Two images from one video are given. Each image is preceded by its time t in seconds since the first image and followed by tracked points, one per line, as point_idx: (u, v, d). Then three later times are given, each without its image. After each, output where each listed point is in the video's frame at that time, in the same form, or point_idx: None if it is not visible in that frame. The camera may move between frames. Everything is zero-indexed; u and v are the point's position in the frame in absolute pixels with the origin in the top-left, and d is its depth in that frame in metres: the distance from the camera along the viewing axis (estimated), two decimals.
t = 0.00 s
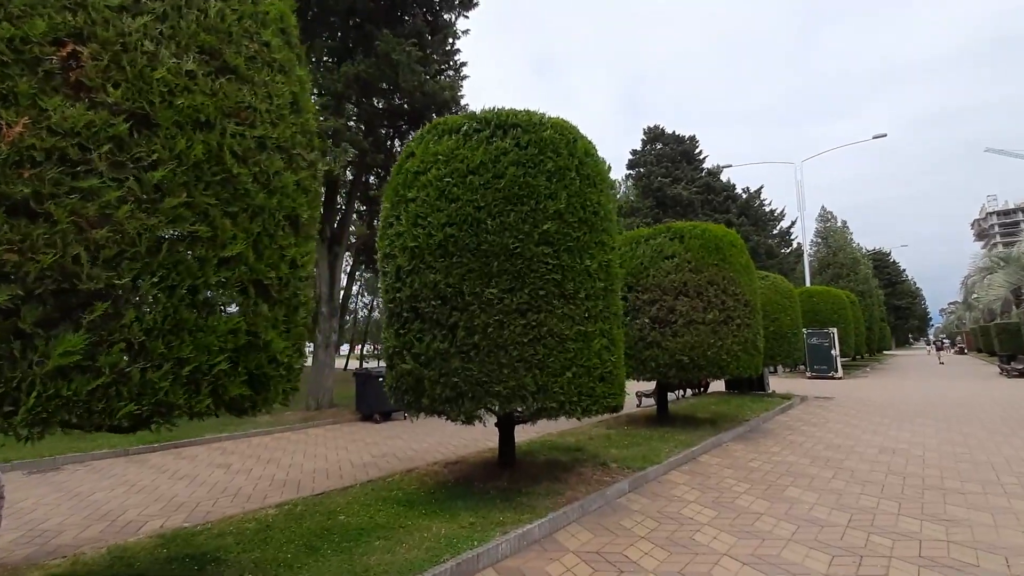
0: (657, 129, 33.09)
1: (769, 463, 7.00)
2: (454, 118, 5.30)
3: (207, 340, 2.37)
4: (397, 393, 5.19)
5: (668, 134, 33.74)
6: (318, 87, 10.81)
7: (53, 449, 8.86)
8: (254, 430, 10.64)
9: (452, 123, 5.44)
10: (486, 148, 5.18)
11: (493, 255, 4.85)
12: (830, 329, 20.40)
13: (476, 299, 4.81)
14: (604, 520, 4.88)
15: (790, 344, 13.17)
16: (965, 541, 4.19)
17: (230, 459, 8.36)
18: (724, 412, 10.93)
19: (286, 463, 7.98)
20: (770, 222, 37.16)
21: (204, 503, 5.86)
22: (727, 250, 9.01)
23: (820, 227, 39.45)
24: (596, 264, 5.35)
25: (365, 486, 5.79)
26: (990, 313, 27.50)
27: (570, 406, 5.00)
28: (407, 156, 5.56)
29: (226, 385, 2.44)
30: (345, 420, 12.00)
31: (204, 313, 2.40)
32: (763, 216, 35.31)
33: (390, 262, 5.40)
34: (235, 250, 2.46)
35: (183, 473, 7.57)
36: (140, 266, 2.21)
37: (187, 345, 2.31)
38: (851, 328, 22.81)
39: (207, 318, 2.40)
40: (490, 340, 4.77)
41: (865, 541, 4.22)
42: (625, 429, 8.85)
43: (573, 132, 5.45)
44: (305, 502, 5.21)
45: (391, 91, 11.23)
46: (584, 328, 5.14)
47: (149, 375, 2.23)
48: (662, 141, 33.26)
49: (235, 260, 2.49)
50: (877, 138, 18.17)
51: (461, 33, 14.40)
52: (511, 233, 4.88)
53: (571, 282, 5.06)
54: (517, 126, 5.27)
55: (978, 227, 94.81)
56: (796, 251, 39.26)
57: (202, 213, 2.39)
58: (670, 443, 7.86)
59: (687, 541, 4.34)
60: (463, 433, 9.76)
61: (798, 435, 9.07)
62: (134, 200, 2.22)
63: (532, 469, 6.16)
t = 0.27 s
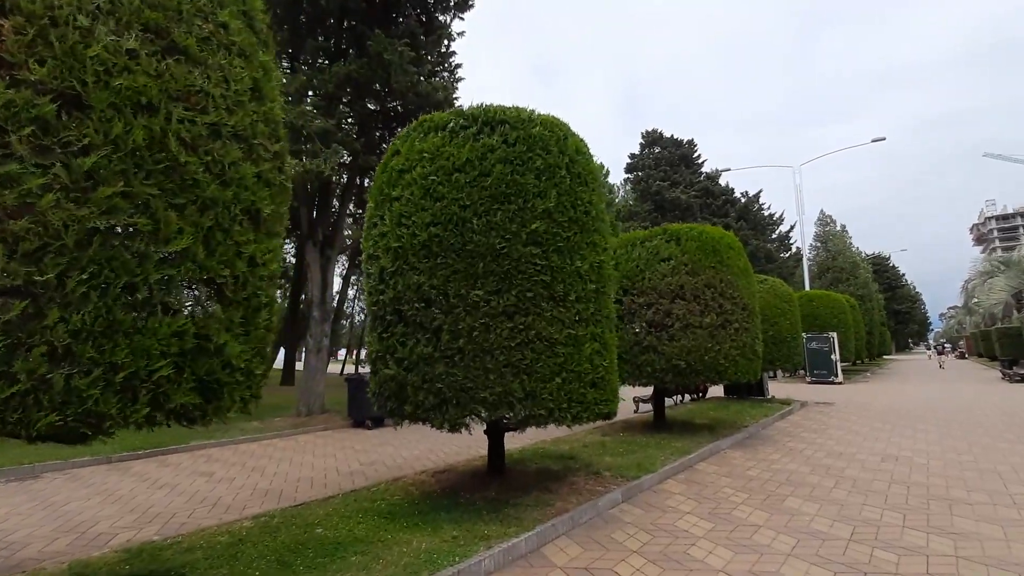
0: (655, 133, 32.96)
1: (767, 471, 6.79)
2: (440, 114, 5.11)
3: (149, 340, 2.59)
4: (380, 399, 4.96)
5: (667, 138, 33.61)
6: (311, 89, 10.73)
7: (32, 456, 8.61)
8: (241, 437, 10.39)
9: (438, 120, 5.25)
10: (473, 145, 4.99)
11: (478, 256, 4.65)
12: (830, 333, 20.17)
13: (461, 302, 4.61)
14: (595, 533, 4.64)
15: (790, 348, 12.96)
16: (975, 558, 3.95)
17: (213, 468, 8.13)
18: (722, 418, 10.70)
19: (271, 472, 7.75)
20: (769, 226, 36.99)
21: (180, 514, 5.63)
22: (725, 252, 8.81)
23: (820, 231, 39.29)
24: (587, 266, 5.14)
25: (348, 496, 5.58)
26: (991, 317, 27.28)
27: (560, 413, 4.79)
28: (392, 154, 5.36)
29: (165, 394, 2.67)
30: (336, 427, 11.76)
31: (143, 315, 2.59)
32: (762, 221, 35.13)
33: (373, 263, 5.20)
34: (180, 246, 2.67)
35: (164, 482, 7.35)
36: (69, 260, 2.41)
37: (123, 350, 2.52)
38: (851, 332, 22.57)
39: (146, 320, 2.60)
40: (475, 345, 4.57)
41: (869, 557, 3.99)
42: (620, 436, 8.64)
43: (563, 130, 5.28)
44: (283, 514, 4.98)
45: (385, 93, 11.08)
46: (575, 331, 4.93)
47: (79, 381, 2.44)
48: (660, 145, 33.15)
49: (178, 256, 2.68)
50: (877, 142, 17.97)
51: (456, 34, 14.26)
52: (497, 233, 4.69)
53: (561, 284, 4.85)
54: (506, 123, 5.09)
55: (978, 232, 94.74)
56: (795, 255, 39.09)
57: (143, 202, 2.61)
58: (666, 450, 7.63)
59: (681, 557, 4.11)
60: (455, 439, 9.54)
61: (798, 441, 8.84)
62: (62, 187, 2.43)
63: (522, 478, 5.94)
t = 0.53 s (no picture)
0: (653, 134, 32.80)
1: (763, 477, 6.57)
2: (420, 107, 4.89)
3: (61, 340, 2.44)
4: (356, 405, 4.74)
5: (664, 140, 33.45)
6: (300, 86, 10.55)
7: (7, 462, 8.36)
8: (226, 442, 10.14)
9: (419, 112, 5.03)
10: (454, 138, 4.77)
11: (458, 253, 4.43)
12: (829, 336, 19.95)
13: (440, 302, 4.39)
14: (581, 545, 4.42)
15: (787, 351, 12.75)
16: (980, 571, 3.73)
17: (192, 474, 7.89)
18: (719, 422, 10.47)
19: (252, 479, 7.51)
20: (767, 228, 36.81)
21: (149, 524, 5.39)
22: (720, 252, 8.61)
23: (819, 233, 39.09)
24: (574, 264, 4.92)
25: (325, 506, 5.35)
26: (990, 319, 27.13)
27: (545, 418, 4.57)
28: (371, 148, 5.14)
29: (84, 402, 2.55)
30: (325, 431, 11.51)
31: (58, 312, 2.45)
32: (760, 222, 34.95)
33: (351, 262, 4.98)
34: (99, 235, 2.54)
35: (141, 489, 7.11)
36: None
37: (29, 352, 2.36)
38: (850, 335, 22.36)
39: (63, 317, 2.46)
40: (454, 347, 4.35)
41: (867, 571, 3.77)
42: (613, 440, 8.41)
43: (549, 123, 5.06)
44: (254, 525, 4.74)
45: (374, 91, 10.88)
46: (561, 333, 4.71)
47: None
48: (658, 146, 32.99)
49: (101, 247, 2.58)
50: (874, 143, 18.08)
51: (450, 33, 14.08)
52: (478, 230, 4.47)
53: (546, 283, 4.63)
54: (489, 115, 4.87)
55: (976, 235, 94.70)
56: (794, 257, 38.90)
57: (56, 185, 2.48)
58: (660, 455, 7.41)
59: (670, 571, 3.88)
60: (444, 444, 9.30)
61: (795, 446, 8.61)
62: None
63: (508, 485, 5.71)
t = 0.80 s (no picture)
0: (649, 134, 32.63)
1: (758, 482, 6.36)
2: (400, 98, 4.68)
3: None
4: (332, 409, 4.53)
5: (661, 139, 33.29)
6: (288, 83, 10.33)
7: None
8: (211, 445, 9.92)
9: (398, 104, 4.82)
10: (434, 131, 4.56)
11: (438, 251, 4.23)
12: (826, 336, 19.79)
13: (418, 301, 4.19)
14: (566, 556, 4.21)
15: (784, 351, 12.57)
16: None
17: (172, 479, 7.68)
18: (715, 424, 10.29)
19: (232, 484, 7.30)
20: (764, 228, 36.67)
21: (119, 533, 5.18)
22: (715, 251, 8.42)
23: (816, 233, 38.97)
24: (560, 262, 4.73)
25: (302, 514, 5.13)
26: (988, 319, 27.00)
27: (529, 423, 4.36)
28: (349, 142, 4.93)
29: None
30: (314, 433, 11.29)
31: None
32: (757, 222, 34.81)
33: (328, 260, 4.77)
34: (5, 226, 2.38)
35: (116, 495, 6.88)
36: None
37: None
38: (847, 335, 22.20)
39: None
40: (433, 348, 4.15)
41: None
42: (606, 443, 8.21)
43: (533, 116, 4.87)
44: (225, 535, 4.53)
45: (364, 87, 10.68)
46: (546, 333, 4.51)
47: None
48: (654, 145, 32.80)
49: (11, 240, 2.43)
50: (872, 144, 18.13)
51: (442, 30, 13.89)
52: (458, 226, 4.27)
53: (530, 282, 4.44)
54: (471, 107, 4.67)
55: (973, 235, 94.77)
56: (791, 257, 38.78)
57: None
58: (652, 459, 7.22)
59: None
60: (433, 447, 9.09)
61: (792, 449, 8.43)
62: None
63: (494, 491, 5.50)
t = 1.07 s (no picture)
0: (647, 131, 32.44)
1: (755, 484, 6.16)
2: (380, 84, 4.47)
3: None
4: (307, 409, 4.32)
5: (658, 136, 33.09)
6: (276, 75, 10.11)
7: None
8: (197, 446, 9.70)
9: (378, 91, 4.60)
10: (414, 117, 4.34)
11: (417, 242, 4.02)
12: (824, 334, 19.61)
13: (396, 295, 3.98)
14: (551, 564, 4.01)
15: (782, 350, 12.37)
16: None
17: (152, 480, 7.47)
18: (711, 423, 10.09)
19: (214, 486, 7.09)
20: (763, 227, 36.49)
21: (88, 538, 4.97)
22: (711, 246, 8.21)
23: (815, 231, 38.81)
24: (547, 256, 4.53)
25: (279, 518, 4.92)
26: (987, 318, 26.86)
27: (513, 423, 4.16)
28: (327, 130, 4.71)
29: None
30: (303, 432, 11.09)
31: None
32: (756, 220, 34.63)
33: (304, 253, 4.56)
34: None
35: (93, 497, 6.67)
36: None
37: None
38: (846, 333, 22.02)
39: None
40: (411, 344, 3.94)
41: None
42: (599, 443, 8.01)
43: (518, 103, 4.67)
44: (194, 542, 4.31)
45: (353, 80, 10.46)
46: (531, 329, 4.31)
47: None
48: (652, 142, 32.59)
49: None
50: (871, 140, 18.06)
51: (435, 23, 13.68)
52: (438, 216, 4.07)
53: (514, 275, 4.23)
54: (453, 93, 4.46)
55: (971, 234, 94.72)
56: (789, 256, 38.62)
57: None
58: (646, 459, 7.02)
59: None
60: (423, 447, 8.89)
61: (790, 449, 8.23)
62: None
63: (479, 494, 5.29)
